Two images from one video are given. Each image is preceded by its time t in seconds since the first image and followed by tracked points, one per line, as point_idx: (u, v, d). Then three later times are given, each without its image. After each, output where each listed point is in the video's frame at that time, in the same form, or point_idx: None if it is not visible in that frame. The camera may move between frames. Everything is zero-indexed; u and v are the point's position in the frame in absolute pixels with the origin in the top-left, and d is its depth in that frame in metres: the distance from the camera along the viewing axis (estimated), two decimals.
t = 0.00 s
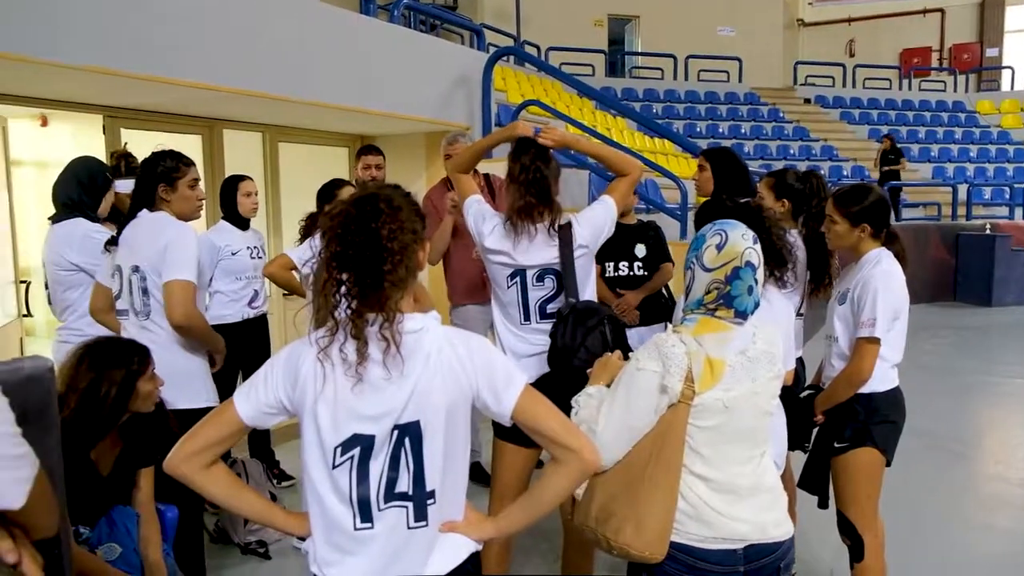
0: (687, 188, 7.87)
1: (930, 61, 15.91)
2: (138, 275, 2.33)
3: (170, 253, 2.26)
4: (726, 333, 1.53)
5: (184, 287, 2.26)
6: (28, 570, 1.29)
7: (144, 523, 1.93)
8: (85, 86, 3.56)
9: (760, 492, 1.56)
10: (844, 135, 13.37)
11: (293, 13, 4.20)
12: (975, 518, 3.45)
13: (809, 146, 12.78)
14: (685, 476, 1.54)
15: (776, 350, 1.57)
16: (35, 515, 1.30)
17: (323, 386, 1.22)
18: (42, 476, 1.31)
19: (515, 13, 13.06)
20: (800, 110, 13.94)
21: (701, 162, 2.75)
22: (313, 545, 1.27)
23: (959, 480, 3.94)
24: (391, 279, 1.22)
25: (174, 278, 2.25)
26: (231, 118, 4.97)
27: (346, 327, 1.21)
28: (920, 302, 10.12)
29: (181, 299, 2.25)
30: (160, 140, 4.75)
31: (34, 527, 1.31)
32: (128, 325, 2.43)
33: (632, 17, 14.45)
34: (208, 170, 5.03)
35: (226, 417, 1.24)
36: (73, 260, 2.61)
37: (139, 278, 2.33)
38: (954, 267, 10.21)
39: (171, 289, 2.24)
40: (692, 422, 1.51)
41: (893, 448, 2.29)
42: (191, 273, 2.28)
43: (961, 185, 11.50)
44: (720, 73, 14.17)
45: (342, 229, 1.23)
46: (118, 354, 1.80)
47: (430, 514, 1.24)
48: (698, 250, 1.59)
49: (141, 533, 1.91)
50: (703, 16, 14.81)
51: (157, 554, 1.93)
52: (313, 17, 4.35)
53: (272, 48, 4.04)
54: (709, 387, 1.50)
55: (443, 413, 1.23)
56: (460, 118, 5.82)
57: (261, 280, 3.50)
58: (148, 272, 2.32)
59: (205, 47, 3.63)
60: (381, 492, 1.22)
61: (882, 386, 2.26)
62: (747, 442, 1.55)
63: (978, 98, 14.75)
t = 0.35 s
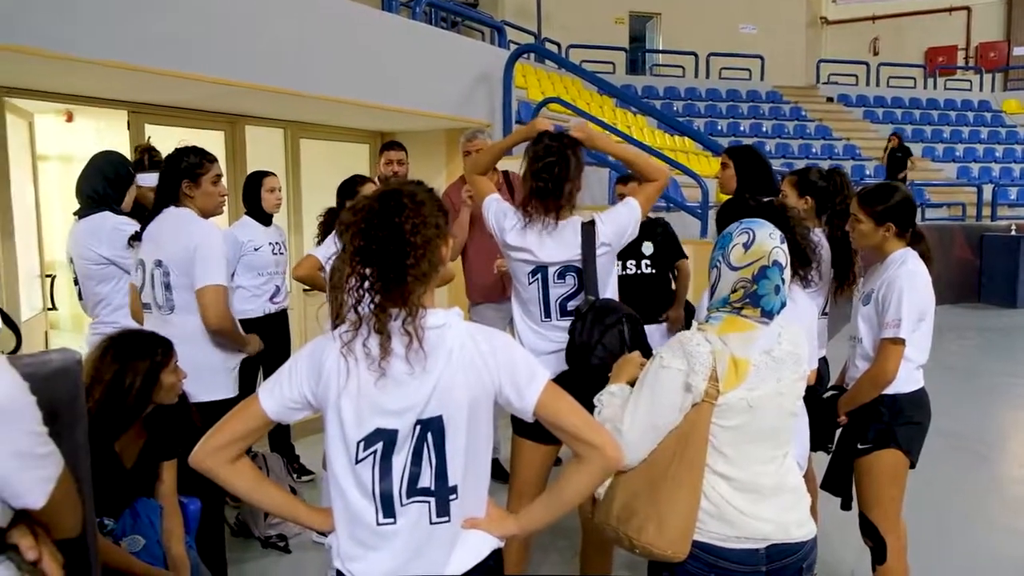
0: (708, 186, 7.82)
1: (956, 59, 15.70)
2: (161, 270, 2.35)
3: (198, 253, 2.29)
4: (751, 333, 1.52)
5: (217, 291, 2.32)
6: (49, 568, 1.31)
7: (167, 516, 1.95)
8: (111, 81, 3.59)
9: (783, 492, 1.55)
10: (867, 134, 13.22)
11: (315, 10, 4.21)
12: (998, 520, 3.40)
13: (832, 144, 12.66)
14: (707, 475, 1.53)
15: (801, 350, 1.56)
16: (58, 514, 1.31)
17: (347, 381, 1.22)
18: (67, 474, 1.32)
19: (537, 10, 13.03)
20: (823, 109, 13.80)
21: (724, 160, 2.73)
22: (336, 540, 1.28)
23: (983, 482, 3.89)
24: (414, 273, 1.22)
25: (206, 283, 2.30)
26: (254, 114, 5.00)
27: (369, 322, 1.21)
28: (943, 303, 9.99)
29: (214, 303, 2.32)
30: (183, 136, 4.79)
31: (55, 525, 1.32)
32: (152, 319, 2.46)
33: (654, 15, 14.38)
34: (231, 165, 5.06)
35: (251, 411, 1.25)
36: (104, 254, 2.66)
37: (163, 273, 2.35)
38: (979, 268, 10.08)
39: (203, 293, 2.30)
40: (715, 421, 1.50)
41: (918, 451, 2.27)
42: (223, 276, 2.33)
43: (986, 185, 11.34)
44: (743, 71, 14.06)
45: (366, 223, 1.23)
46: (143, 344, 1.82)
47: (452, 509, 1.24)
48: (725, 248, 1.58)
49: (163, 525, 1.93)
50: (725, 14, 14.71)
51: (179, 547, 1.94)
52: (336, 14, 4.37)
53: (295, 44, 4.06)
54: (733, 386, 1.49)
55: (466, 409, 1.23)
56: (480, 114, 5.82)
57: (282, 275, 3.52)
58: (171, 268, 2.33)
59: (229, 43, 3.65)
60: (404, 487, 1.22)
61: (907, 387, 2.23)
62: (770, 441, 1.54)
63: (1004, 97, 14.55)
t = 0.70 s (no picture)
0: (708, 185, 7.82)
1: (956, 59, 15.70)
2: (161, 268, 2.35)
3: (200, 255, 2.30)
4: (752, 332, 1.52)
5: (216, 296, 2.34)
6: (43, 565, 1.30)
7: (164, 513, 1.94)
8: (111, 78, 3.59)
9: (783, 490, 1.55)
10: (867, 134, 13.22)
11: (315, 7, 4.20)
12: (994, 520, 3.41)
13: (831, 144, 12.66)
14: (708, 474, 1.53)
15: (801, 351, 1.56)
16: (52, 507, 1.31)
17: (345, 379, 1.22)
18: (59, 465, 1.31)
19: (537, 9, 13.02)
20: (823, 108, 13.80)
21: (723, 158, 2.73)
22: (333, 538, 1.28)
23: (980, 482, 3.90)
24: (414, 272, 1.22)
25: (206, 286, 2.31)
26: (254, 112, 5.00)
27: (367, 321, 1.22)
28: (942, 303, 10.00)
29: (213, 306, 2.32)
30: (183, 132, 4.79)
31: (49, 517, 1.31)
32: (150, 316, 2.46)
33: (654, 14, 14.37)
34: (230, 162, 5.06)
35: (250, 408, 1.25)
36: (93, 255, 2.66)
37: (163, 271, 2.35)
38: (977, 268, 10.08)
39: (203, 297, 2.32)
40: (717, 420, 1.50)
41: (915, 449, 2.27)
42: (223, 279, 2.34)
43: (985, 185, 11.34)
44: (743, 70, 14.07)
45: (366, 222, 1.23)
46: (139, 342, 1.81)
47: (450, 508, 1.25)
48: (725, 248, 1.58)
49: (160, 523, 1.93)
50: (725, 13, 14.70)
51: (175, 545, 1.93)
52: (337, 11, 4.37)
53: (296, 42, 4.06)
54: (733, 385, 1.49)
55: (464, 408, 1.23)
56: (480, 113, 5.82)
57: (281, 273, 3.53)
58: (170, 266, 2.33)
59: (230, 41, 3.65)
60: (401, 486, 1.22)
61: (904, 387, 2.24)
62: (771, 440, 1.54)
63: (1003, 97, 14.56)
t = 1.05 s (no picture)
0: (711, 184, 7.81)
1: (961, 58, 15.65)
2: (161, 266, 2.36)
3: (198, 251, 2.30)
4: (762, 330, 1.53)
5: (214, 290, 2.33)
6: (52, 554, 1.34)
7: (167, 509, 1.94)
8: (114, 76, 3.60)
9: (789, 488, 1.55)
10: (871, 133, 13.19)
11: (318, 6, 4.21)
12: (997, 520, 3.40)
13: (835, 143, 12.63)
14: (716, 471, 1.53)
15: (808, 351, 1.57)
16: (60, 498, 1.34)
17: (345, 373, 1.23)
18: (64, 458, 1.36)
19: (541, 8, 13.03)
20: (828, 107, 13.76)
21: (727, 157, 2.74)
22: (332, 533, 1.29)
23: (983, 481, 3.89)
24: (414, 268, 1.23)
25: (204, 282, 2.31)
26: (257, 110, 5.00)
27: (367, 316, 1.22)
28: (947, 303, 9.96)
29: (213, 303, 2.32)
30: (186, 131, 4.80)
31: (57, 508, 1.35)
32: (152, 313, 2.48)
33: (658, 12, 14.35)
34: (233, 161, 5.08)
35: (251, 403, 1.25)
36: (86, 251, 2.64)
37: (163, 268, 2.37)
38: (982, 268, 10.05)
39: (201, 292, 2.31)
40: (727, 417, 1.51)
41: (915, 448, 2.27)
42: (219, 275, 2.33)
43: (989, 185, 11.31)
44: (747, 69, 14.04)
45: (367, 217, 1.24)
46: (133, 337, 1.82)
47: (448, 503, 1.25)
48: (733, 246, 1.57)
49: (163, 519, 1.93)
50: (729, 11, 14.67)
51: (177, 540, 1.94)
52: (340, 9, 4.37)
53: (299, 40, 4.07)
54: (744, 384, 1.50)
55: (463, 404, 1.24)
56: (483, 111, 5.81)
57: (283, 271, 3.53)
58: (170, 264, 2.35)
59: (232, 39, 3.66)
60: (400, 481, 1.23)
61: (904, 385, 2.24)
62: (780, 438, 1.55)
63: (1009, 96, 14.51)
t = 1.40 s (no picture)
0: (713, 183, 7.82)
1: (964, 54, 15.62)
2: (162, 266, 2.39)
3: (201, 252, 2.32)
4: (776, 331, 1.54)
5: (217, 286, 2.35)
6: (53, 549, 1.35)
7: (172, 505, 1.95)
8: (117, 78, 3.62)
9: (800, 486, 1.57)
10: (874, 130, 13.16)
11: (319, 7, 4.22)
12: (998, 516, 3.40)
13: (838, 140, 12.61)
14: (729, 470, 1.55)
15: (820, 354, 1.58)
16: (63, 499, 1.34)
17: (345, 371, 1.25)
18: (70, 454, 1.34)
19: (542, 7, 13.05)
20: (831, 104, 13.73)
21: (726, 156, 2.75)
22: (332, 528, 1.30)
23: (985, 478, 3.89)
24: (412, 268, 1.24)
25: (208, 279, 2.33)
26: (259, 111, 5.02)
27: (366, 314, 1.24)
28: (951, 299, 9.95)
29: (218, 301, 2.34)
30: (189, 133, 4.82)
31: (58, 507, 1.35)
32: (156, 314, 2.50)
33: (660, 11, 14.36)
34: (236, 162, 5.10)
35: (251, 401, 1.27)
36: (84, 249, 2.66)
37: (165, 268, 2.39)
38: (986, 264, 10.02)
39: (204, 289, 2.33)
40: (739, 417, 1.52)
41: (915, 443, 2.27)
42: (223, 273, 2.36)
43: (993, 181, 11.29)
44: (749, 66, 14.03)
45: (364, 216, 1.25)
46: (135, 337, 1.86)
47: (448, 499, 1.27)
48: (744, 247, 1.58)
49: (167, 515, 1.94)
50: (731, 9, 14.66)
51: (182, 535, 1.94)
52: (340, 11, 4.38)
53: (300, 42, 4.08)
54: (758, 384, 1.51)
55: (460, 401, 1.25)
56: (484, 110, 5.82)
57: (286, 272, 3.55)
58: (171, 263, 2.37)
59: (234, 41, 3.67)
60: (400, 477, 1.24)
61: (905, 381, 2.25)
62: (794, 440, 1.56)
63: (1012, 92, 14.48)
